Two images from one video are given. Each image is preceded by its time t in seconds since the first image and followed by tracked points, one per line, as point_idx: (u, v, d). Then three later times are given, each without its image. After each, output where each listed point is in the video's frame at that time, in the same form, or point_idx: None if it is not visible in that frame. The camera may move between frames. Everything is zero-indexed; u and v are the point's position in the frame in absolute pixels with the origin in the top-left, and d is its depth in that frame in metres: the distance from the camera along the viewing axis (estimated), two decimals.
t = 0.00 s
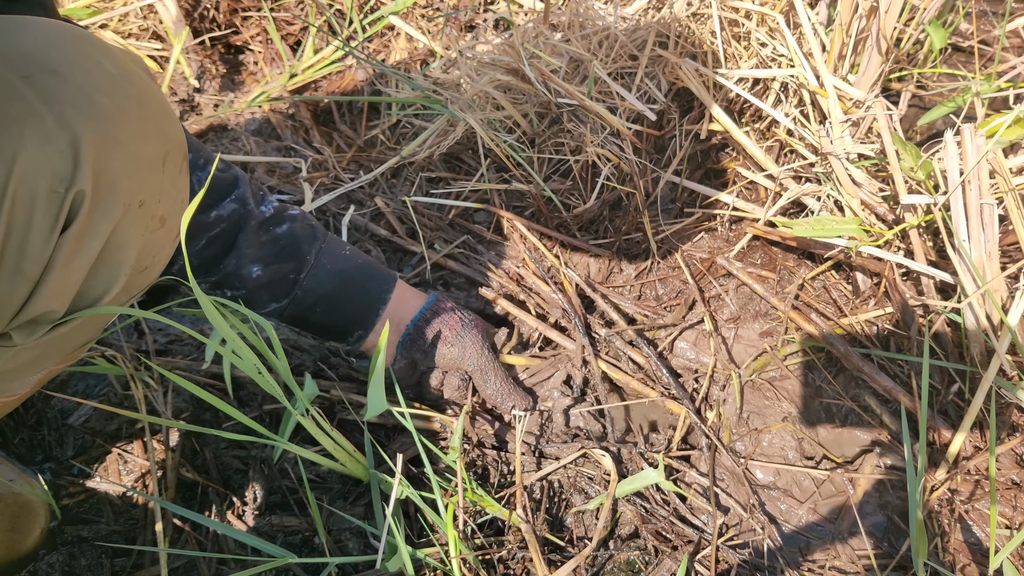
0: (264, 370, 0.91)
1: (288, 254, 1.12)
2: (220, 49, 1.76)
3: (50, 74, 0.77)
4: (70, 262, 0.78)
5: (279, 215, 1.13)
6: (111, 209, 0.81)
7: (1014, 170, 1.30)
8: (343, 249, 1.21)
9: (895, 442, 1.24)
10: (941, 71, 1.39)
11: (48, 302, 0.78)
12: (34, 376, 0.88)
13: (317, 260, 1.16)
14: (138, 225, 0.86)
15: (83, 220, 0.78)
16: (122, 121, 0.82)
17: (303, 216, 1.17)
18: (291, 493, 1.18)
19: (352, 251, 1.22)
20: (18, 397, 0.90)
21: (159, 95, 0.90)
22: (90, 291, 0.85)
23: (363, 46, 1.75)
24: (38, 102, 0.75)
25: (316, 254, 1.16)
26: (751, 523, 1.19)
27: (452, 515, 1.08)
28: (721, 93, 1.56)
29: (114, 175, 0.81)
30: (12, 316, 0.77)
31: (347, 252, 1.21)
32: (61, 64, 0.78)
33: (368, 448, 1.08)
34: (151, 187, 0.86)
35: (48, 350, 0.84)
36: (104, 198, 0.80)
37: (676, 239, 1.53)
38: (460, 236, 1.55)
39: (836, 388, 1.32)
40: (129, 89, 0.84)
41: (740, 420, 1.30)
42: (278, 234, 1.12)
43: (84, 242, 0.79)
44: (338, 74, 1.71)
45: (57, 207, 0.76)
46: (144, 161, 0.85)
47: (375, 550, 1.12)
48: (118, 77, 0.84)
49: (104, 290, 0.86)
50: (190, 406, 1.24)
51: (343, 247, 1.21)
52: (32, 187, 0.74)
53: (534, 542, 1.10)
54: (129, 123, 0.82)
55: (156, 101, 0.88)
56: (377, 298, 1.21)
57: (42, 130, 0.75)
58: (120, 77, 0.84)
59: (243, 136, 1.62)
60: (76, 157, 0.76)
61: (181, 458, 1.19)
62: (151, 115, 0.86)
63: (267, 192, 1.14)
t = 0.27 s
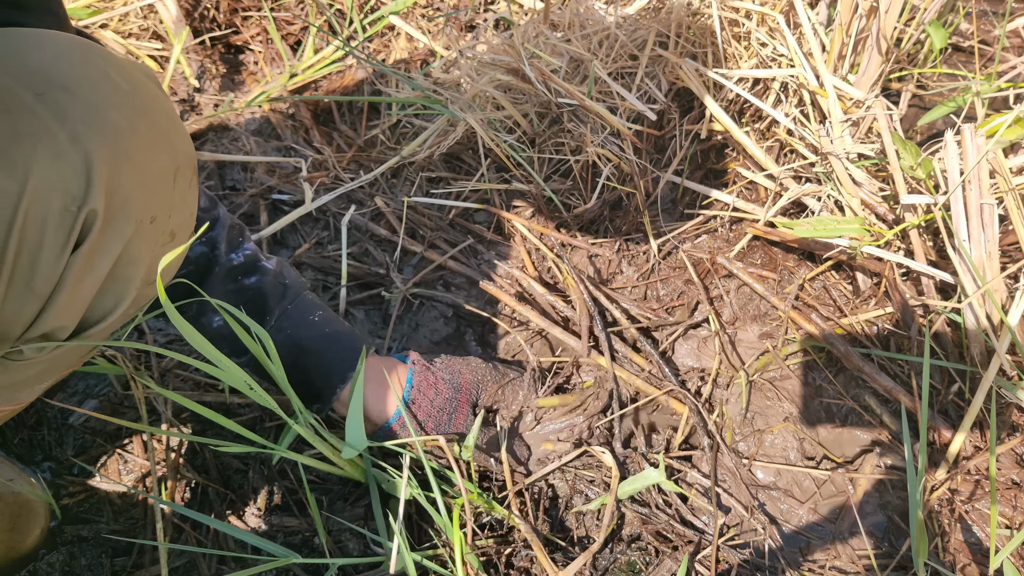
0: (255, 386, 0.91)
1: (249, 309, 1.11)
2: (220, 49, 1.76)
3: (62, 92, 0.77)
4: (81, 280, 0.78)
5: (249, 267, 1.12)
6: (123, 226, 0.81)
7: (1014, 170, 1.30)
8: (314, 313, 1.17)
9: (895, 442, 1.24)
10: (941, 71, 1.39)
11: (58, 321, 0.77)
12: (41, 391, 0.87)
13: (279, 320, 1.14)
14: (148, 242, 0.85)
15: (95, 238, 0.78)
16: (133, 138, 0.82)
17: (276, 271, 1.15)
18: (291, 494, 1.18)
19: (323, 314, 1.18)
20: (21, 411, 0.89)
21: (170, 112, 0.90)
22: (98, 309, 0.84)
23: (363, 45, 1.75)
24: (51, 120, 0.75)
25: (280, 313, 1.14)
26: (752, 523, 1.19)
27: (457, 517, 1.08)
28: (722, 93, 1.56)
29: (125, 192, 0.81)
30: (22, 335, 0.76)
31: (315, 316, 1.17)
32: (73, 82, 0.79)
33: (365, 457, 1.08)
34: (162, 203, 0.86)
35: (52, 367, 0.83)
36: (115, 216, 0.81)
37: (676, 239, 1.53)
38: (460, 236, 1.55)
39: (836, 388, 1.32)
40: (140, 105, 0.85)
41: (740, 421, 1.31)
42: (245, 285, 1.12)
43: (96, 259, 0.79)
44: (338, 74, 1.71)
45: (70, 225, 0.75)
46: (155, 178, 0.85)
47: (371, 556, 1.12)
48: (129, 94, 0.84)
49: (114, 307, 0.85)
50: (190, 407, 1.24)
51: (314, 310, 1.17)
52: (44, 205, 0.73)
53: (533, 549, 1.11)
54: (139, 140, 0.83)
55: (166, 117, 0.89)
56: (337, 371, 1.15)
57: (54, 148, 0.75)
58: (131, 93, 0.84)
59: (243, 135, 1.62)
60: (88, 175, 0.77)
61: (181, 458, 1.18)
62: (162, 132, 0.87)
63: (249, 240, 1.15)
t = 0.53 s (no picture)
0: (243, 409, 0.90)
1: (235, 343, 1.07)
2: (220, 49, 1.76)
3: (44, 76, 0.76)
4: (67, 266, 0.78)
5: (243, 298, 1.06)
6: (107, 212, 0.81)
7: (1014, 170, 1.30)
8: (304, 354, 1.10)
9: (895, 443, 1.24)
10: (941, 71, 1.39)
11: (44, 306, 0.77)
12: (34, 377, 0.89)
13: (264, 356, 1.08)
14: (134, 227, 0.86)
15: (78, 224, 0.78)
16: (117, 122, 0.81)
17: (275, 303, 1.09)
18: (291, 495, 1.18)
19: (314, 355, 1.11)
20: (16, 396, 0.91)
21: (156, 95, 0.89)
22: (86, 296, 0.85)
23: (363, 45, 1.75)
24: (32, 105, 0.74)
25: (266, 351, 1.08)
26: (752, 523, 1.19)
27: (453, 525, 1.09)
28: (722, 93, 1.56)
29: (110, 178, 0.81)
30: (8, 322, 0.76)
31: (306, 356, 1.10)
32: (54, 64, 0.77)
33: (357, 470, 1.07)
34: (148, 188, 0.86)
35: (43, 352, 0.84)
36: (99, 201, 0.81)
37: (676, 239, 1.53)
38: (460, 236, 1.55)
39: (836, 389, 1.32)
40: (124, 88, 0.84)
41: (740, 421, 1.31)
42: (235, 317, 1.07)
43: (81, 245, 0.79)
44: (338, 74, 1.71)
45: (53, 212, 0.75)
46: (140, 163, 0.85)
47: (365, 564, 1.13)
48: (114, 78, 0.83)
49: (101, 292, 0.85)
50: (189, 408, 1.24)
51: (308, 349, 1.11)
52: (27, 192, 0.73)
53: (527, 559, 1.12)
54: (124, 125, 0.82)
55: (152, 99, 0.88)
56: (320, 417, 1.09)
57: (36, 133, 0.74)
58: (116, 75, 0.83)
59: (243, 135, 1.62)
60: (71, 161, 0.76)
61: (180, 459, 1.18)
62: (149, 118, 0.86)
63: (249, 268, 1.09)
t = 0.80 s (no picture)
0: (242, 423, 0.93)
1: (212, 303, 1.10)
2: (220, 49, 1.76)
3: (33, 15, 0.79)
4: (56, 198, 0.81)
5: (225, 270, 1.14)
6: (95, 147, 0.84)
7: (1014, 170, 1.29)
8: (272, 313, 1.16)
9: (895, 443, 1.24)
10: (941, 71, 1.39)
11: (35, 240, 0.80)
12: (31, 330, 0.91)
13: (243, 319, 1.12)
14: (121, 166, 0.89)
15: (66, 156, 0.81)
16: (106, 62, 0.85)
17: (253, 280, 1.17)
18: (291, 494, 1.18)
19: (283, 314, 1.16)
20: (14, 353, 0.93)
21: (144, 46, 0.93)
22: (77, 237, 0.88)
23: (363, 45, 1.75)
24: (21, 40, 0.78)
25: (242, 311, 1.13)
26: (752, 523, 1.19)
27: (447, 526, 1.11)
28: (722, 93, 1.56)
29: (98, 116, 0.84)
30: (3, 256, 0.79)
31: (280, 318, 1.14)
32: (44, 6, 0.81)
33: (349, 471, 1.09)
34: (135, 130, 0.89)
35: (40, 296, 0.87)
36: (87, 137, 0.83)
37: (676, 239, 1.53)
38: (460, 236, 1.55)
39: (836, 389, 1.32)
40: (111, 32, 0.87)
41: (740, 421, 1.30)
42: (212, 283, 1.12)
43: (68, 180, 0.82)
44: (338, 74, 1.71)
45: (41, 141, 0.78)
46: (127, 104, 0.88)
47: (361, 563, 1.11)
48: (103, 24, 0.86)
49: (92, 232, 0.88)
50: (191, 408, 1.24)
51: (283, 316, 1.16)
52: (15, 121, 0.76)
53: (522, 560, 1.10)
54: (111, 66, 0.85)
55: (140, 48, 0.91)
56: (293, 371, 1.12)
57: (24, 65, 0.77)
58: (103, 20, 0.87)
59: (243, 135, 1.62)
60: (58, 93, 0.79)
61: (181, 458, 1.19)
62: (137, 64, 0.90)
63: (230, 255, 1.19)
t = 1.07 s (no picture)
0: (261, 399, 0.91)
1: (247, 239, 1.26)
2: (220, 49, 1.76)
3: (42, 43, 0.82)
4: (60, 224, 0.82)
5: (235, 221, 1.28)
6: (99, 173, 0.86)
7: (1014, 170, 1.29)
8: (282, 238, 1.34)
9: (894, 443, 1.24)
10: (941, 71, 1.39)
11: (39, 269, 0.81)
12: (30, 355, 0.90)
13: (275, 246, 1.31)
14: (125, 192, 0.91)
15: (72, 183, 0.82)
16: (111, 89, 0.88)
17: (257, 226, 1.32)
18: (291, 495, 1.18)
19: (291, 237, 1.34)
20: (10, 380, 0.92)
21: (149, 73, 0.96)
22: (80, 264, 0.89)
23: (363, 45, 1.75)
24: (30, 69, 0.80)
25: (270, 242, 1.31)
26: (752, 523, 1.19)
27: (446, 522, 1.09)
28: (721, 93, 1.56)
29: (103, 141, 0.86)
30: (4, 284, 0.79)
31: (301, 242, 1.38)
32: (52, 33, 0.84)
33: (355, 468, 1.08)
34: (138, 156, 0.92)
35: (35, 323, 0.87)
36: (92, 162, 0.85)
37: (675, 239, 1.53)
38: (460, 236, 1.55)
39: (836, 389, 1.32)
40: (117, 58, 0.91)
41: (740, 421, 1.30)
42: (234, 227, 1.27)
43: (73, 205, 0.84)
44: (338, 74, 1.71)
45: (47, 168, 0.79)
46: (131, 131, 0.90)
47: (362, 563, 1.12)
48: (109, 51, 0.90)
49: (95, 260, 0.89)
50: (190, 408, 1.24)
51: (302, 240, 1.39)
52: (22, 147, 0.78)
53: (522, 557, 1.10)
54: (117, 94, 0.88)
55: (145, 76, 0.95)
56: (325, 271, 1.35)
57: (32, 92, 0.79)
58: (109, 47, 0.90)
59: (243, 135, 1.62)
60: (65, 120, 0.81)
61: (181, 458, 1.18)
62: (141, 92, 0.93)
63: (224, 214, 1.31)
